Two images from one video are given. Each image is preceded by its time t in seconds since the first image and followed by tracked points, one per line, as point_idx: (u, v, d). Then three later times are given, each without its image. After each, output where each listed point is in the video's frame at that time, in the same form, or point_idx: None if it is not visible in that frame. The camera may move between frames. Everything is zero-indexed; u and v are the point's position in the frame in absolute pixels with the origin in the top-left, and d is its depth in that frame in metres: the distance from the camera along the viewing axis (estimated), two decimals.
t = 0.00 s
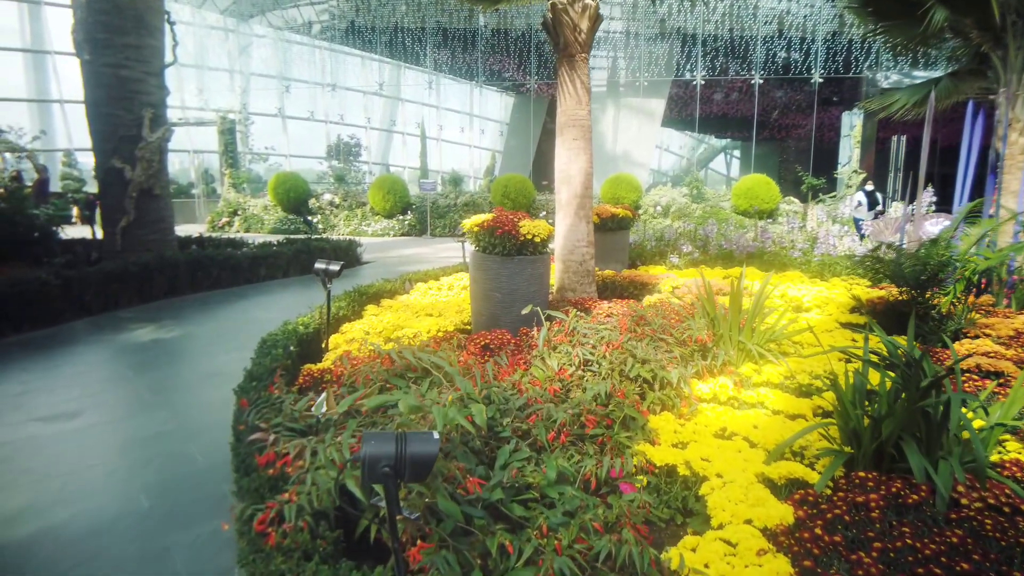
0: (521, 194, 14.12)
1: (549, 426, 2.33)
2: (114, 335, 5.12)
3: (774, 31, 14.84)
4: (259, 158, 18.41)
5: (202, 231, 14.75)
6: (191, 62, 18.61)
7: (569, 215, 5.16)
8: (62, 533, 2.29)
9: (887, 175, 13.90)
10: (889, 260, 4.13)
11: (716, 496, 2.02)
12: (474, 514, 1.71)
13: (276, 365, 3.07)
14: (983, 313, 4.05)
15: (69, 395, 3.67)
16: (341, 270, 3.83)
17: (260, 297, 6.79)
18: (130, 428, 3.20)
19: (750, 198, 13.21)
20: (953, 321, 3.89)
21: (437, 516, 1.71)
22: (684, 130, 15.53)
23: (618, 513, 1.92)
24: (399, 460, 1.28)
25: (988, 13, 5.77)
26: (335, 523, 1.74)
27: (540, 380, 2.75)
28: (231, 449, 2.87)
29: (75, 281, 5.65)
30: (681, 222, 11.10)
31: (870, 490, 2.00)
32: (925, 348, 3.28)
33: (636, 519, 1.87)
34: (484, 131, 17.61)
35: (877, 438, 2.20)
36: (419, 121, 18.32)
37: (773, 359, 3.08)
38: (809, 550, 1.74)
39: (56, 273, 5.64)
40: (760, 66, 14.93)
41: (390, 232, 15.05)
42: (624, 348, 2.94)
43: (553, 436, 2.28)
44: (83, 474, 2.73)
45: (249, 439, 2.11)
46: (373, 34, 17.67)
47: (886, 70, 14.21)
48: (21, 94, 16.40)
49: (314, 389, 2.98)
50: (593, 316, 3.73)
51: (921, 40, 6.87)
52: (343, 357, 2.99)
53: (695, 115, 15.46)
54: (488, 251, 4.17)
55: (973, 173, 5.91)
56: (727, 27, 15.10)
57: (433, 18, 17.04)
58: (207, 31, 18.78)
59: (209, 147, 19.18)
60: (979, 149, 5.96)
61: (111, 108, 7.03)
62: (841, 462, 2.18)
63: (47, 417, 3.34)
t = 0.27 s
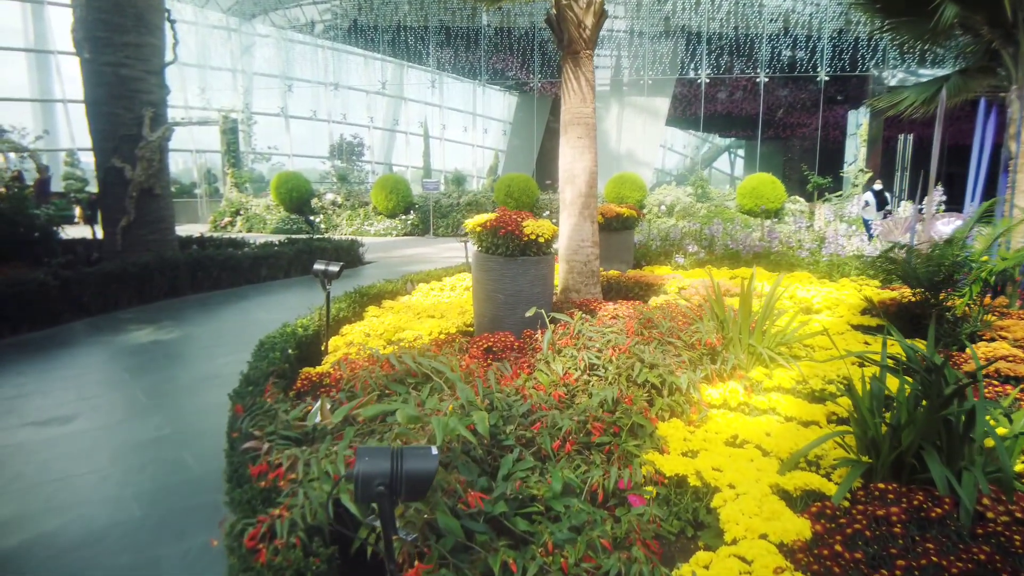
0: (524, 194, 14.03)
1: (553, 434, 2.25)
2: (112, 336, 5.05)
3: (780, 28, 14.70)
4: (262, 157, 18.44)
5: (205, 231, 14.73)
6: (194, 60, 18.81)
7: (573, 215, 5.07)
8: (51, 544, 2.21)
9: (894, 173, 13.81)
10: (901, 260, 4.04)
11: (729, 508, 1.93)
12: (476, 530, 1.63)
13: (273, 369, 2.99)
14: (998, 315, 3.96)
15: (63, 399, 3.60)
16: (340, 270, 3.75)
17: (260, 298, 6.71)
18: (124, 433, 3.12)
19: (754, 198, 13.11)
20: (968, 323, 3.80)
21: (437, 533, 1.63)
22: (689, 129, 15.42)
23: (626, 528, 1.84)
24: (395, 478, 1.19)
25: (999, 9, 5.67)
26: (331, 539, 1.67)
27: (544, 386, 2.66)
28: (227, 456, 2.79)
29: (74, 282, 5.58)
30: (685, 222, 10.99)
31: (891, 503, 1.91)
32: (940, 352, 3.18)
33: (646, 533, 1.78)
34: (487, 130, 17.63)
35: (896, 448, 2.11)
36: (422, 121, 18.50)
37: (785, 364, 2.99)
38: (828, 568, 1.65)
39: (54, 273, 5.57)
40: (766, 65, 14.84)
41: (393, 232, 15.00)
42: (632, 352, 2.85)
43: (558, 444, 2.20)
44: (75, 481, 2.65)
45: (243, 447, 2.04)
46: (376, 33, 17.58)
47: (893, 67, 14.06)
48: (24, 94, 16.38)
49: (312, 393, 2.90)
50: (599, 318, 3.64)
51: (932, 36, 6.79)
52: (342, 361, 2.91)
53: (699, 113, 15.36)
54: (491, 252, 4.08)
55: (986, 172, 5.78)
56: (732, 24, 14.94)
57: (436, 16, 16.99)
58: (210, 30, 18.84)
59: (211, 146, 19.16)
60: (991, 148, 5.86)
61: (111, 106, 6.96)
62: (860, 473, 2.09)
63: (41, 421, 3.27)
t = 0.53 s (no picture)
0: (528, 194, 13.96)
1: (562, 440, 2.18)
2: (112, 337, 4.99)
3: (785, 27, 14.60)
4: (265, 158, 18.44)
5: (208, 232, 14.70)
6: (197, 61, 18.86)
7: (579, 215, 5.00)
8: (45, 552, 2.15)
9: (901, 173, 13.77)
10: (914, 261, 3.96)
11: (746, 519, 1.86)
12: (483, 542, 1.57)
13: (273, 372, 2.93)
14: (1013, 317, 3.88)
15: (61, 401, 3.53)
16: (343, 271, 3.69)
17: (263, 299, 6.65)
18: (123, 437, 3.06)
19: (760, 198, 13.01)
20: (983, 326, 3.72)
21: (443, 546, 1.57)
22: (692, 129, 15.31)
23: (640, 541, 1.77)
24: (398, 493, 1.12)
25: (1010, 7, 5.61)
26: (332, 551, 1.60)
27: (551, 390, 2.59)
28: (226, 460, 2.73)
29: (74, 282, 5.53)
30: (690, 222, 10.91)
31: (915, 514, 1.84)
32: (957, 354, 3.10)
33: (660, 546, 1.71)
34: (490, 130, 17.43)
35: (917, 454, 2.04)
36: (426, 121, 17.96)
37: (797, 367, 2.92)
38: None
39: (54, 273, 5.52)
40: (771, 64, 14.70)
41: (396, 232, 14.88)
42: (641, 355, 2.78)
43: (567, 451, 2.13)
44: (71, 486, 2.58)
45: (241, 454, 1.97)
46: (379, 33, 17.61)
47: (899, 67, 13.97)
48: (28, 94, 16.39)
49: (313, 398, 2.84)
50: (606, 320, 3.56)
51: (941, 35, 6.63)
52: (344, 366, 2.85)
53: (704, 113, 15.24)
54: (496, 252, 4.01)
55: (999, 171, 5.68)
56: (737, 24, 14.85)
57: (439, 16, 16.98)
58: (213, 31, 18.79)
59: (214, 147, 19.16)
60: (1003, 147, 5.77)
61: (113, 106, 6.91)
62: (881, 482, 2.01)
63: (37, 424, 3.20)
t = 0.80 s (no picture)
0: (533, 195, 13.87)
1: (579, 450, 2.11)
2: (114, 339, 4.92)
3: (793, 27, 14.49)
4: (268, 158, 18.24)
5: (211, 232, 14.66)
6: (201, 61, 18.56)
7: (588, 215, 4.92)
8: (42, 564, 2.07)
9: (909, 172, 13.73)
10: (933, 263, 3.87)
11: (773, 534, 1.77)
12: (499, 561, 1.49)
13: (277, 377, 2.84)
14: None
15: (61, 404, 3.46)
16: (348, 273, 3.61)
17: (267, 300, 6.58)
18: (124, 442, 2.98)
19: (768, 199, 12.92)
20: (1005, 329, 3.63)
21: (457, 564, 1.49)
22: (696, 130, 15.32)
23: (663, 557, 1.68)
24: (415, 513, 1.04)
25: None
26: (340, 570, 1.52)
27: (565, 397, 2.51)
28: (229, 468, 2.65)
29: (76, 283, 5.46)
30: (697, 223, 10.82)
31: (951, 530, 1.74)
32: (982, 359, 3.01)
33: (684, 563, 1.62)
34: (494, 131, 17.14)
35: (950, 466, 1.95)
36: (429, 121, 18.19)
37: (817, 372, 2.83)
38: None
39: (56, 274, 5.45)
40: (779, 64, 14.63)
41: (400, 233, 14.83)
42: (657, 361, 2.69)
43: (584, 461, 2.04)
44: (69, 495, 2.51)
45: (245, 464, 1.89)
46: (383, 32, 17.38)
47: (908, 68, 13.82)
48: (32, 94, 16.54)
49: (320, 403, 2.76)
50: (619, 323, 3.48)
51: (953, 34, 6.53)
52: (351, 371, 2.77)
53: (711, 114, 15.19)
54: (505, 254, 3.92)
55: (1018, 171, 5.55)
56: (744, 23, 14.71)
57: (444, 15, 16.65)
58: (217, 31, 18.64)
59: (217, 147, 19.17)
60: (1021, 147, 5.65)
61: (116, 105, 6.84)
62: (913, 495, 1.92)
63: (36, 429, 3.13)
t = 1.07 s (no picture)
0: (539, 195, 13.80)
1: (602, 464, 2.03)
2: (119, 342, 4.85)
3: (800, 27, 14.39)
4: (273, 158, 18.19)
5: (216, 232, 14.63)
6: (206, 61, 18.80)
7: (600, 217, 4.84)
8: None
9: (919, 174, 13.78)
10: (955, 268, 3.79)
11: (810, 555, 1.69)
12: None
13: (287, 385, 2.77)
14: None
15: (65, 410, 3.39)
16: (358, 276, 3.53)
17: (272, 302, 6.51)
18: (129, 452, 2.91)
19: (776, 200, 12.84)
20: None
21: None
22: (701, 130, 15.14)
23: None
24: (447, 546, 0.97)
25: None
26: None
27: (585, 406, 2.43)
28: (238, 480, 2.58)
29: (80, 285, 5.39)
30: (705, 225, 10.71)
31: (998, 552, 1.66)
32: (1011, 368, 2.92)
33: None
34: (498, 131, 17.31)
35: (992, 483, 1.86)
36: (433, 121, 18.29)
37: (842, 381, 2.75)
38: None
39: (60, 275, 5.38)
40: (786, 64, 14.47)
41: (405, 234, 14.79)
42: (678, 369, 2.61)
43: (608, 476, 1.97)
44: (73, 507, 2.44)
45: (256, 479, 1.82)
46: (389, 32, 17.35)
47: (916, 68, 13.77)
48: (36, 94, 16.70)
49: (330, 413, 2.68)
50: (635, 329, 3.40)
51: (967, 34, 6.42)
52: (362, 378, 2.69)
53: (717, 114, 15.04)
54: (517, 257, 3.84)
55: None
56: (751, 23, 14.64)
57: (450, 15, 16.80)
58: (221, 30, 18.73)
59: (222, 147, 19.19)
60: None
61: (121, 105, 6.78)
62: (953, 513, 1.84)
63: (40, 436, 3.06)
